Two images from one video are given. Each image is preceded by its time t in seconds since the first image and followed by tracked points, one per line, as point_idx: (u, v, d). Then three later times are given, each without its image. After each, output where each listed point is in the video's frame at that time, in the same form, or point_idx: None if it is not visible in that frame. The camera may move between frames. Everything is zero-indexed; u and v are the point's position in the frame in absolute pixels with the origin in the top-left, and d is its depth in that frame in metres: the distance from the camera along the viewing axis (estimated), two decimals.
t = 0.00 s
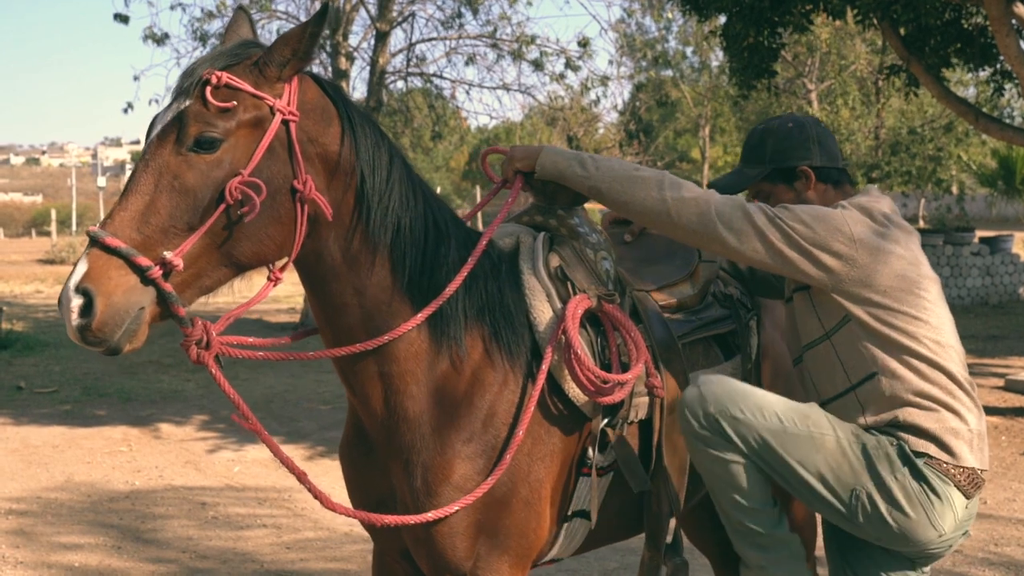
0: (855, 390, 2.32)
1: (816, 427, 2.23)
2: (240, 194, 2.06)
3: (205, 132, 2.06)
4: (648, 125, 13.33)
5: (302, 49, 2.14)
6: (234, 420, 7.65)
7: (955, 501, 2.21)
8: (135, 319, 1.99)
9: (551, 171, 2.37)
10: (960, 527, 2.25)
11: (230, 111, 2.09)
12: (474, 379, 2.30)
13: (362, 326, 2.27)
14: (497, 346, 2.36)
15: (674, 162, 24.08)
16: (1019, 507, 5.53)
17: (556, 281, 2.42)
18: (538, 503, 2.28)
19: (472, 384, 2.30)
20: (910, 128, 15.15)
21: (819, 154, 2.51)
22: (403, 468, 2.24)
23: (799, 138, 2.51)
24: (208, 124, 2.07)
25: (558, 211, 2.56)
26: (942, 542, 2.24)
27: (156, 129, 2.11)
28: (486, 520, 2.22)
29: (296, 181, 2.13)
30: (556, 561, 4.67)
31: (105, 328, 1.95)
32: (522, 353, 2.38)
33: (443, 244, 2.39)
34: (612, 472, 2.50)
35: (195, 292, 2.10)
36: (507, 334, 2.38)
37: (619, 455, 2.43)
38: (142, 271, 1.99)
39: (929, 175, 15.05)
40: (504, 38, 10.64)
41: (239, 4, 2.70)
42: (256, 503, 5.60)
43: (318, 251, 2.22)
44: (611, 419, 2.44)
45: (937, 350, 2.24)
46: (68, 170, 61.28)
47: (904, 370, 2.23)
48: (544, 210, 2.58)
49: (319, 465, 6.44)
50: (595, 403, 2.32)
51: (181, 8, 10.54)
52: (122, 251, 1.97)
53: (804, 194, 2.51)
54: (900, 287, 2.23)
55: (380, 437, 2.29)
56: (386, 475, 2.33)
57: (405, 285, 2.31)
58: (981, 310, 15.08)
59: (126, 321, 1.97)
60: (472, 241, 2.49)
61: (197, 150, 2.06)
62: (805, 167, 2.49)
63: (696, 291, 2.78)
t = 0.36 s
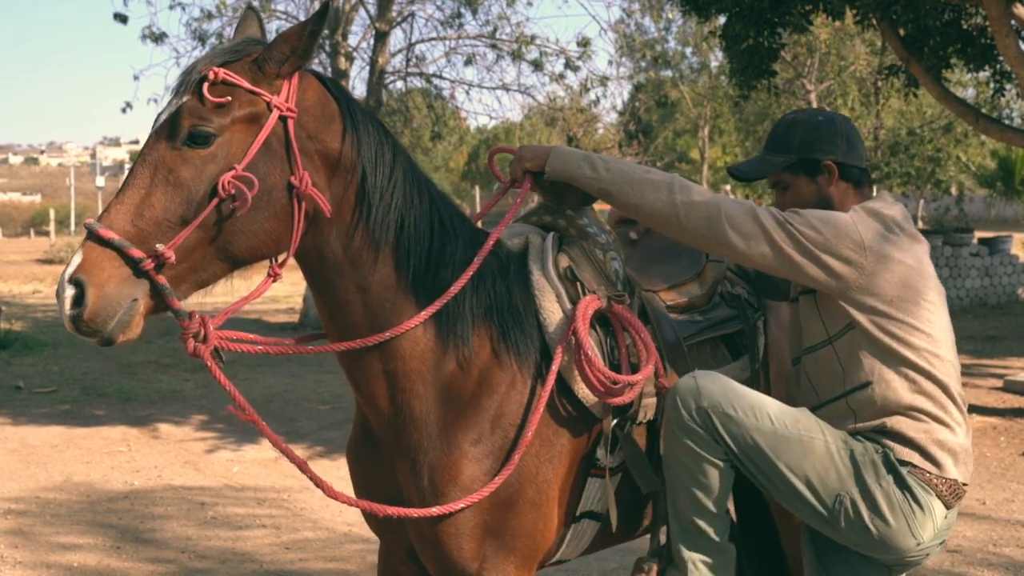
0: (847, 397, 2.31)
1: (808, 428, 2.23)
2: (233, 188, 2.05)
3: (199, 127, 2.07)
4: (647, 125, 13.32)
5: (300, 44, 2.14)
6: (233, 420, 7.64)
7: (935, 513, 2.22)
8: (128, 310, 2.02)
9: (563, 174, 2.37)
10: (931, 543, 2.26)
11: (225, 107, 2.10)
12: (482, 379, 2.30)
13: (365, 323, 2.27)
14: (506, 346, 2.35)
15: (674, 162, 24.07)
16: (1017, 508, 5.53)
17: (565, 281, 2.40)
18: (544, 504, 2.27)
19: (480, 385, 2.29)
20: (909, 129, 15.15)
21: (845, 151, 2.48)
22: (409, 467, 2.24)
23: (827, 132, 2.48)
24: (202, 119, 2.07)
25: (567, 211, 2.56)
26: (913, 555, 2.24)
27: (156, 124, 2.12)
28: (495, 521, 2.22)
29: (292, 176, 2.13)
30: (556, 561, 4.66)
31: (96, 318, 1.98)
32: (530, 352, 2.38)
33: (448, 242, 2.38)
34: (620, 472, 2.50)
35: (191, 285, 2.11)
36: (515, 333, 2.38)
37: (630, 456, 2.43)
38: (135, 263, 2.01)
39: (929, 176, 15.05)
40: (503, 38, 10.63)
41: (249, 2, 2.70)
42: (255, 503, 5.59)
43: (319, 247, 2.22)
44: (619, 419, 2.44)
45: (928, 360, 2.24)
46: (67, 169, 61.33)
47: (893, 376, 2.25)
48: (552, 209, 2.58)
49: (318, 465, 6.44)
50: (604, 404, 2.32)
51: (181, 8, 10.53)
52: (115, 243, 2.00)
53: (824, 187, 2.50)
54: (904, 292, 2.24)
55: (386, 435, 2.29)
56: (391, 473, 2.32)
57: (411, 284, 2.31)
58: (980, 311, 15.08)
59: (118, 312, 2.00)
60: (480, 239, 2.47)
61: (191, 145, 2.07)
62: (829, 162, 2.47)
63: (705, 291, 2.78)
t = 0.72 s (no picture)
0: (829, 406, 2.29)
1: (791, 440, 2.23)
2: (232, 188, 2.04)
3: (198, 127, 2.07)
4: (645, 126, 13.33)
5: (300, 45, 2.13)
6: (231, 420, 7.63)
7: (915, 527, 2.22)
8: (127, 309, 2.02)
9: (569, 177, 2.36)
10: (912, 556, 2.26)
11: (225, 107, 2.09)
12: (487, 381, 2.29)
13: (369, 323, 2.26)
14: (511, 348, 2.35)
15: (671, 164, 24.08)
16: (1015, 510, 5.53)
17: (573, 283, 2.40)
18: (549, 506, 2.27)
19: (486, 387, 2.29)
20: (907, 130, 15.17)
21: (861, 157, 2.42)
22: (414, 468, 2.23)
23: (845, 134, 2.42)
24: (201, 119, 2.07)
25: (575, 213, 2.55)
26: (894, 568, 2.24)
27: (158, 123, 2.12)
28: (499, 523, 2.22)
29: (292, 177, 2.12)
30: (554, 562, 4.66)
31: (95, 316, 1.98)
32: (537, 354, 2.37)
33: (453, 242, 2.38)
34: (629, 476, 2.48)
35: (192, 283, 2.11)
36: (521, 335, 2.37)
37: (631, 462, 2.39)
38: (134, 261, 2.01)
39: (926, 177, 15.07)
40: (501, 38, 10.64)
41: (257, 4, 2.70)
42: (253, 504, 5.58)
43: (321, 247, 2.22)
44: (627, 421, 2.42)
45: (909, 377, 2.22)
46: (64, 169, 61.25)
47: (876, 390, 2.23)
48: (560, 212, 2.57)
49: (316, 466, 6.43)
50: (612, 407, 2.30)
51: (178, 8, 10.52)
52: (115, 242, 2.00)
53: (833, 189, 2.44)
54: (898, 305, 2.22)
55: (391, 436, 2.28)
56: (396, 473, 2.31)
57: (416, 284, 2.30)
58: (977, 312, 15.09)
59: (117, 310, 2.00)
60: (486, 240, 2.47)
61: (191, 145, 2.06)
62: (842, 164, 2.41)
63: (711, 294, 2.79)
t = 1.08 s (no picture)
0: (815, 358, 2.30)
1: (774, 427, 2.22)
2: (232, 190, 2.04)
3: (199, 129, 2.06)
4: (642, 128, 13.33)
5: (301, 47, 2.12)
6: (228, 421, 7.62)
7: (923, 461, 2.23)
8: (127, 310, 2.01)
9: (552, 171, 2.35)
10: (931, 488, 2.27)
11: (226, 109, 2.09)
12: (489, 384, 2.29)
13: (371, 326, 2.26)
14: (513, 351, 2.34)
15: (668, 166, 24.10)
16: (1012, 512, 5.53)
17: (576, 288, 2.39)
18: (551, 509, 2.26)
19: (488, 389, 2.28)
20: (904, 133, 15.19)
21: (843, 109, 2.41)
22: (416, 471, 2.23)
23: (829, 86, 2.41)
24: (202, 121, 2.07)
25: (578, 217, 2.57)
26: (918, 507, 2.24)
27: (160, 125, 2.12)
28: (500, 527, 2.21)
29: (292, 180, 2.11)
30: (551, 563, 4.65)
31: (96, 317, 1.97)
32: (538, 357, 2.36)
33: (455, 244, 2.37)
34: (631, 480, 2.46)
35: (193, 285, 2.10)
36: (523, 339, 2.37)
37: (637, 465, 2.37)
38: (134, 263, 2.00)
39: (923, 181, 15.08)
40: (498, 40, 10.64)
41: (260, 5, 2.70)
42: (249, 505, 5.57)
43: (323, 249, 2.21)
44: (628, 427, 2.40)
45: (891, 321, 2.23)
46: (60, 170, 61.16)
47: (859, 341, 2.24)
48: (563, 217, 2.59)
49: (313, 467, 6.42)
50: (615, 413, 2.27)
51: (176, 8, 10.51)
52: (115, 243, 2.00)
53: (814, 140, 2.44)
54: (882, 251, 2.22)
55: (394, 440, 2.28)
56: (398, 476, 2.31)
57: (417, 286, 2.30)
58: (973, 315, 15.10)
59: (118, 311, 1.99)
60: (488, 243, 2.46)
61: (192, 147, 2.06)
62: (824, 116, 2.40)
63: (713, 296, 2.76)
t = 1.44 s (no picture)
0: (807, 392, 2.27)
1: (773, 463, 2.20)
2: (231, 191, 2.04)
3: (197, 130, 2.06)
4: (639, 130, 13.34)
5: (300, 47, 2.12)
6: (224, 424, 7.61)
7: (912, 507, 2.21)
8: (127, 312, 2.01)
9: (560, 171, 2.35)
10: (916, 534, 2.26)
11: (225, 110, 2.09)
12: (492, 388, 2.28)
13: (373, 328, 2.25)
14: (516, 354, 2.34)
15: (664, 168, 24.11)
16: (1008, 515, 5.53)
17: (580, 292, 2.39)
18: (551, 513, 2.27)
19: (491, 393, 2.27)
20: (899, 136, 15.21)
21: (827, 141, 2.36)
22: (418, 474, 2.22)
23: (816, 117, 2.36)
24: (200, 122, 2.07)
25: (582, 220, 2.57)
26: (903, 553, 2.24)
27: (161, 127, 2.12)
28: (501, 530, 2.21)
29: (292, 181, 2.10)
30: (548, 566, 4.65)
31: (95, 318, 1.97)
32: (542, 362, 2.36)
33: (457, 247, 2.37)
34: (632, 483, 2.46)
35: (194, 286, 2.10)
36: (525, 343, 2.36)
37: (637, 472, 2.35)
38: (134, 264, 2.01)
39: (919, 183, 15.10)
40: (495, 42, 10.64)
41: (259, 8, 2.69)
42: (245, 508, 5.56)
43: (324, 251, 2.21)
44: (629, 433, 2.41)
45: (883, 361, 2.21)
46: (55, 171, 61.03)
47: (853, 379, 2.22)
48: (567, 218, 2.60)
49: (309, 470, 6.41)
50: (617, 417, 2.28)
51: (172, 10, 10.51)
52: (115, 245, 2.01)
53: (799, 172, 2.39)
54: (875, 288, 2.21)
55: (395, 441, 2.27)
56: (400, 478, 2.31)
57: (418, 290, 2.30)
58: (969, 318, 15.13)
59: (118, 313, 1.99)
60: (490, 247, 2.46)
61: (192, 148, 2.06)
62: (809, 148, 2.36)
63: (715, 301, 2.75)
